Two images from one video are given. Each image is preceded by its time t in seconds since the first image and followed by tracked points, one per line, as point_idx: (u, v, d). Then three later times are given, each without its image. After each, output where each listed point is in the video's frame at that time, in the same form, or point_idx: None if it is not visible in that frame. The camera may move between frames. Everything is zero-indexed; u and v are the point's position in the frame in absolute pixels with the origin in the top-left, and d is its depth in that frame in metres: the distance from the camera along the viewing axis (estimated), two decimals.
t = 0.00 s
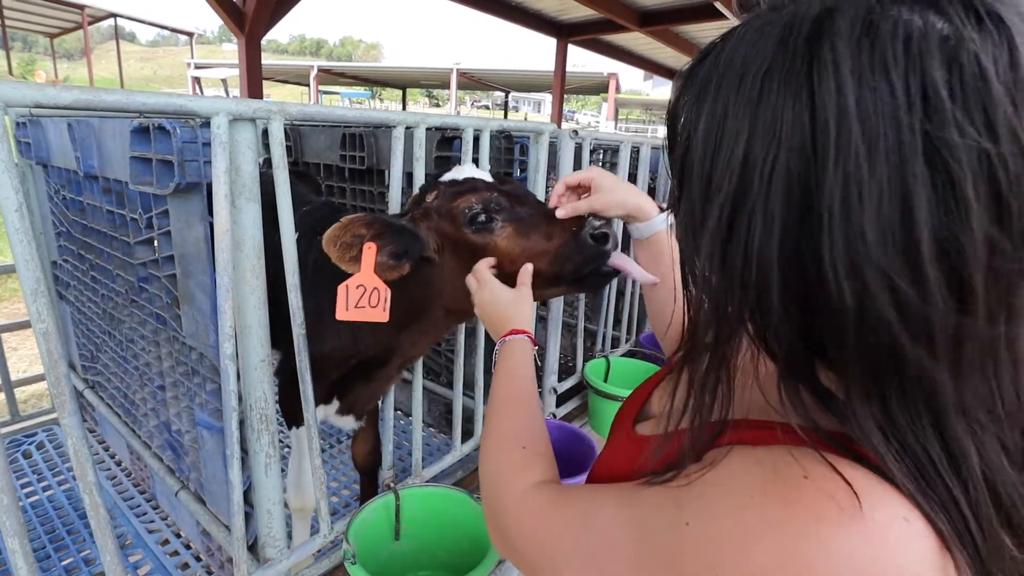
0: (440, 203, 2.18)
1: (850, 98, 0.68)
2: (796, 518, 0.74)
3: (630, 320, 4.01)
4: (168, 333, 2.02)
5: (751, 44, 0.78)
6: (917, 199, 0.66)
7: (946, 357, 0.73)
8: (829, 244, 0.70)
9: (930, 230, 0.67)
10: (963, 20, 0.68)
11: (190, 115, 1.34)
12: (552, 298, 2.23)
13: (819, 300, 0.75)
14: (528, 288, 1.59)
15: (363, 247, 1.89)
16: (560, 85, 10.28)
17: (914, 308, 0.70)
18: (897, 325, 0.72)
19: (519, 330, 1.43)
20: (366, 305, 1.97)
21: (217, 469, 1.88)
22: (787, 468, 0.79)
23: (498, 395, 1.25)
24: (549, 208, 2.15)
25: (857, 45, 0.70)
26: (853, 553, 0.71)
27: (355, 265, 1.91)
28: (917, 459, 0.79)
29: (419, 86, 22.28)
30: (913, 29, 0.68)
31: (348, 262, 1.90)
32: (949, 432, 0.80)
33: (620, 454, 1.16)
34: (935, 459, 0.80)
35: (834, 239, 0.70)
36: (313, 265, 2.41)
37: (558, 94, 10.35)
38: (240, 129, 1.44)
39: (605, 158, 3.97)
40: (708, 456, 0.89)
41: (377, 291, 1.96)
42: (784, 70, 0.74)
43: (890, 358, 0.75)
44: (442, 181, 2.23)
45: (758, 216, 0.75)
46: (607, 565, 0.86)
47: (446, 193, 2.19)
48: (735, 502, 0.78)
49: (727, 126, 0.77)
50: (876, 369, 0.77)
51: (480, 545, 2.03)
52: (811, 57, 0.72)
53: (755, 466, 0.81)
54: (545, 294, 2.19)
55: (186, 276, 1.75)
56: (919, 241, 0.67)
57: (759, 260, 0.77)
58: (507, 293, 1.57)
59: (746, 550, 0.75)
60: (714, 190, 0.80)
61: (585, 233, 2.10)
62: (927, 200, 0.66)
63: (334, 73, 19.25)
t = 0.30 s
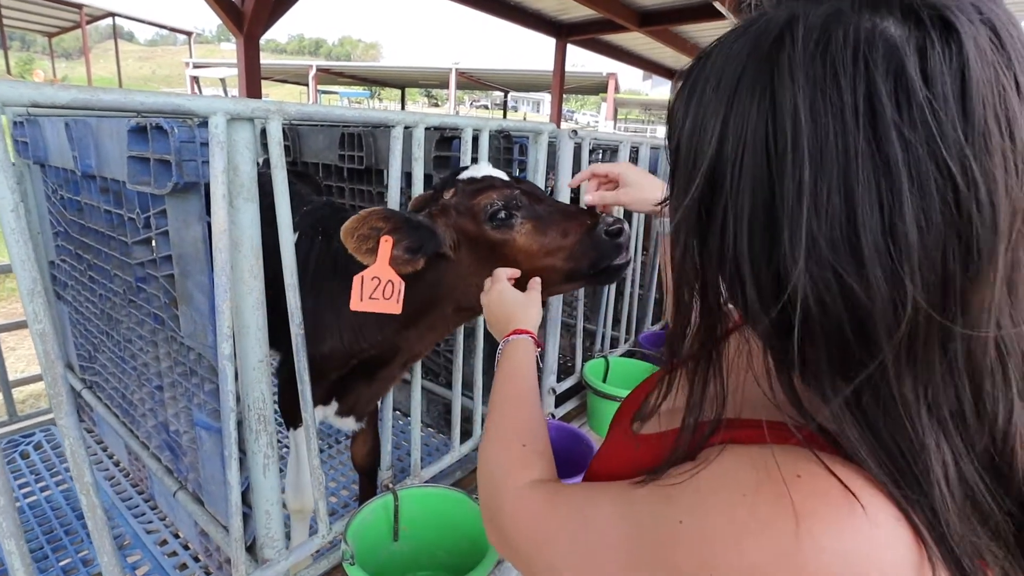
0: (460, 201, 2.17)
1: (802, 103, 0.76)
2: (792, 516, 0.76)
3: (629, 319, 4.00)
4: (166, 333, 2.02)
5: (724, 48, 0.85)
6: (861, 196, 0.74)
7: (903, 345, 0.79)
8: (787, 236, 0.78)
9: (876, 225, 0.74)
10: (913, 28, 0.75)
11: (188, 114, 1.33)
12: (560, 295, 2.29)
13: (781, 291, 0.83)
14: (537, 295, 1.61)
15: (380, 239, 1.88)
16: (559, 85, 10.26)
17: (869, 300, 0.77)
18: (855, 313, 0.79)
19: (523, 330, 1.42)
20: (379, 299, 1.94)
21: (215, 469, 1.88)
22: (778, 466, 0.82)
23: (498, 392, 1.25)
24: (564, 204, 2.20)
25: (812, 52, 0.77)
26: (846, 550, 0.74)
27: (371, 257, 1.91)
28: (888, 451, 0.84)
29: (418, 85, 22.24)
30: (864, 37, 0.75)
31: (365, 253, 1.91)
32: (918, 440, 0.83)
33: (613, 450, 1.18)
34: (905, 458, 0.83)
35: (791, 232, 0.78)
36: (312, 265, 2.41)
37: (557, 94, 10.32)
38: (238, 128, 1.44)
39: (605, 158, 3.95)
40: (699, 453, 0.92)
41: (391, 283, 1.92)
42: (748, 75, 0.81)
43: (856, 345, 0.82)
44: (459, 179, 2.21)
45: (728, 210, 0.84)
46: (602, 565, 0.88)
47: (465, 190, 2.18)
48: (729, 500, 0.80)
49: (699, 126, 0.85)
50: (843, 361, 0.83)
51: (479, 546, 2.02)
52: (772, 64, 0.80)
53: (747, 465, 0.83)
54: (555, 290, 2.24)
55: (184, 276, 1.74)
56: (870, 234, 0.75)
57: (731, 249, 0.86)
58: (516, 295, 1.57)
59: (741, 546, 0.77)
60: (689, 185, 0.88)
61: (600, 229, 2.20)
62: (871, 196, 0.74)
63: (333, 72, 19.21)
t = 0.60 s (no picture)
0: (456, 195, 2.16)
1: (786, 93, 0.76)
2: (762, 505, 0.77)
3: (629, 317, 3.99)
4: (164, 332, 2.02)
5: (714, 40, 0.86)
6: (843, 187, 0.74)
7: (886, 340, 0.78)
8: (769, 227, 0.79)
9: (857, 215, 0.74)
10: (899, 17, 0.75)
11: (184, 111, 1.32)
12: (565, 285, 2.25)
13: (766, 282, 0.84)
14: (546, 284, 1.58)
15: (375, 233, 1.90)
16: (558, 82, 10.25)
17: (849, 291, 0.77)
18: (836, 305, 0.79)
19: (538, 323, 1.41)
20: (375, 293, 1.94)
21: (214, 467, 1.87)
22: (753, 457, 0.82)
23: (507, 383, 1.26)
24: (563, 198, 2.17)
25: (797, 42, 0.78)
26: (817, 540, 0.75)
27: (366, 251, 1.92)
28: (860, 442, 0.83)
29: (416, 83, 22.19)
30: (848, 26, 0.76)
31: (359, 249, 1.92)
32: (897, 436, 0.82)
33: (605, 443, 1.18)
34: (880, 454, 0.82)
35: (773, 222, 0.78)
36: (311, 263, 2.40)
37: (556, 91, 10.30)
38: (235, 125, 1.43)
39: (604, 155, 3.95)
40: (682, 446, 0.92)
41: (388, 278, 1.94)
42: (735, 66, 0.82)
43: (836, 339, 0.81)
44: (455, 172, 2.21)
45: (713, 200, 0.85)
46: (584, 555, 0.89)
47: (462, 183, 2.17)
48: (702, 488, 0.81)
49: (687, 117, 0.86)
50: (826, 355, 0.83)
51: (479, 544, 2.02)
52: (758, 54, 0.81)
53: (720, 453, 0.84)
54: (558, 281, 2.20)
55: (181, 274, 1.74)
56: (850, 221, 0.75)
57: (716, 240, 0.86)
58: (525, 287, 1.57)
59: (713, 536, 0.78)
60: (679, 175, 0.89)
61: (599, 221, 2.13)
62: (853, 186, 0.74)
63: (331, 69, 19.16)
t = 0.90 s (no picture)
0: (448, 186, 2.19)
1: (783, 90, 0.76)
2: (764, 517, 0.77)
3: (630, 315, 3.99)
4: (166, 329, 2.02)
5: (709, 36, 0.87)
6: (842, 189, 0.74)
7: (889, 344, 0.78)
8: (767, 227, 0.79)
9: (854, 216, 0.74)
10: (898, 14, 0.74)
11: (186, 108, 1.33)
12: (569, 268, 2.23)
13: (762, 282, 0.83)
14: (539, 281, 1.60)
15: (375, 232, 1.88)
16: (560, 81, 10.24)
17: (848, 294, 0.76)
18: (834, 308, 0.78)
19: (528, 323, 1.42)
20: (382, 291, 1.97)
21: (216, 464, 1.88)
22: (754, 468, 0.82)
23: (498, 384, 1.27)
24: (555, 174, 2.16)
25: (793, 39, 0.78)
26: (816, 553, 0.75)
27: (367, 252, 1.91)
28: (859, 449, 0.83)
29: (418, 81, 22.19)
30: (845, 23, 0.76)
31: (360, 249, 1.91)
32: (898, 442, 0.83)
33: (602, 444, 1.19)
34: (876, 460, 0.83)
35: (771, 221, 0.78)
36: (313, 261, 2.40)
37: (558, 89, 10.28)
38: (236, 123, 1.43)
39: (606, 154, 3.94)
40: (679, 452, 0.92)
41: (392, 276, 1.97)
42: (731, 63, 0.82)
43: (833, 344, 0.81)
44: (447, 163, 2.24)
45: (709, 198, 0.85)
46: (581, 559, 0.89)
47: (454, 172, 2.20)
48: (703, 497, 0.81)
49: (682, 114, 0.87)
50: (822, 356, 0.82)
51: (479, 542, 2.02)
52: (754, 51, 0.81)
53: (721, 463, 0.84)
54: (561, 264, 2.19)
55: (184, 271, 1.74)
56: (850, 223, 0.74)
57: (713, 239, 0.86)
58: (518, 285, 1.57)
59: (712, 542, 0.78)
60: (676, 174, 0.89)
61: (593, 191, 2.12)
62: (852, 186, 0.73)
63: (333, 67, 19.15)
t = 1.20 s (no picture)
0: (429, 175, 2.16)
1: (785, 84, 0.76)
2: (767, 521, 0.77)
3: (632, 313, 3.98)
4: (167, 327, 2.02)
5: (708, 28, 0.86)
6: (844, 186, 0.73)
7: (891, 343, 0.78)
8: (768, 223, 0.79)
9: (854, 213, 0.74)
10: (901, 7, 0.73)
11: (185, 105, 1.32)
12: (556, 243, 2.23)
13: (761, 279, 0.83)
14: (536, 281, 1.59)
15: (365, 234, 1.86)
16: (561, 79, 10.22)
17: (848, 291, 0.76)
18: (834, 305, 0.78)
19: (520, 323, 1.42)
20: (377, 294, 1.95)
21: (216, 462, 1.88)
22: (755, 470, 0.82)
23: (491, 386, 1.26)
24: (534, 148, 2.17)
25: (794, 32, 0.77)
26: (820, 557, 0.75)
27: (360, 256, 1.90)
28: (856, 446, 0.84)
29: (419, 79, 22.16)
30: (847, 17, 0.75)
31: (352, 253, 1.90)
32: (896, 438, 0.84)
33: (599, 446, 1.18)
34: (876, 462, 0.84)
35: (771, 217, 0.78)
36: (313, 258, 2.40)
37: (559, 87, 10.26)
38: (236, 120, 1.43)
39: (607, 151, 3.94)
40: (678, 454, 0.91)
41: (386, 277, 1.95)
42: (732, 55, 0.81)
43: (832, 341, 0.81)
44: (427, 153, 2.21)
45: (708, 193, 0.85)
46: (579, 561, 0.89)
47: (433, 160, 2.17)
48: (704, 502, 0.81)
49: (681, 108, 0.86)
50: (819, 352, 0.83)
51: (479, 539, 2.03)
52: (755, 44, 0.80)
53: (722, 468, 0.84)
54: (550, 239, 2.19)
55: (184, 269, 1.74)
56: (850, 221, 0.74)
57: (712, 234, 0.86)
58: (512, 284, 1.57)
59: (712, 548, 0.78)
60: (676, 169, 0.89)
61: (575, 159, 2.16)
62: (852, 183, 0.73)
63: (336, 65, 19.19)
